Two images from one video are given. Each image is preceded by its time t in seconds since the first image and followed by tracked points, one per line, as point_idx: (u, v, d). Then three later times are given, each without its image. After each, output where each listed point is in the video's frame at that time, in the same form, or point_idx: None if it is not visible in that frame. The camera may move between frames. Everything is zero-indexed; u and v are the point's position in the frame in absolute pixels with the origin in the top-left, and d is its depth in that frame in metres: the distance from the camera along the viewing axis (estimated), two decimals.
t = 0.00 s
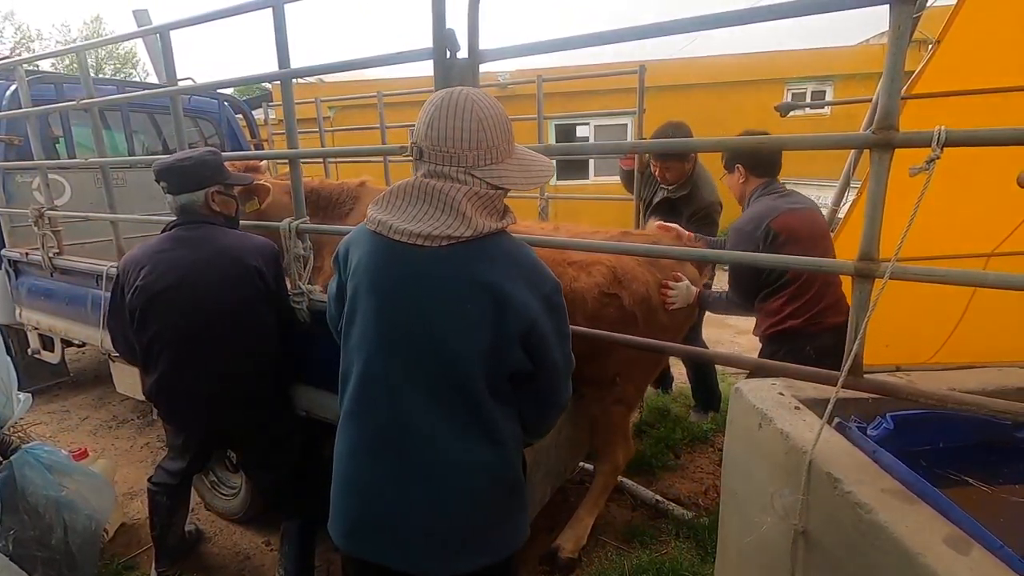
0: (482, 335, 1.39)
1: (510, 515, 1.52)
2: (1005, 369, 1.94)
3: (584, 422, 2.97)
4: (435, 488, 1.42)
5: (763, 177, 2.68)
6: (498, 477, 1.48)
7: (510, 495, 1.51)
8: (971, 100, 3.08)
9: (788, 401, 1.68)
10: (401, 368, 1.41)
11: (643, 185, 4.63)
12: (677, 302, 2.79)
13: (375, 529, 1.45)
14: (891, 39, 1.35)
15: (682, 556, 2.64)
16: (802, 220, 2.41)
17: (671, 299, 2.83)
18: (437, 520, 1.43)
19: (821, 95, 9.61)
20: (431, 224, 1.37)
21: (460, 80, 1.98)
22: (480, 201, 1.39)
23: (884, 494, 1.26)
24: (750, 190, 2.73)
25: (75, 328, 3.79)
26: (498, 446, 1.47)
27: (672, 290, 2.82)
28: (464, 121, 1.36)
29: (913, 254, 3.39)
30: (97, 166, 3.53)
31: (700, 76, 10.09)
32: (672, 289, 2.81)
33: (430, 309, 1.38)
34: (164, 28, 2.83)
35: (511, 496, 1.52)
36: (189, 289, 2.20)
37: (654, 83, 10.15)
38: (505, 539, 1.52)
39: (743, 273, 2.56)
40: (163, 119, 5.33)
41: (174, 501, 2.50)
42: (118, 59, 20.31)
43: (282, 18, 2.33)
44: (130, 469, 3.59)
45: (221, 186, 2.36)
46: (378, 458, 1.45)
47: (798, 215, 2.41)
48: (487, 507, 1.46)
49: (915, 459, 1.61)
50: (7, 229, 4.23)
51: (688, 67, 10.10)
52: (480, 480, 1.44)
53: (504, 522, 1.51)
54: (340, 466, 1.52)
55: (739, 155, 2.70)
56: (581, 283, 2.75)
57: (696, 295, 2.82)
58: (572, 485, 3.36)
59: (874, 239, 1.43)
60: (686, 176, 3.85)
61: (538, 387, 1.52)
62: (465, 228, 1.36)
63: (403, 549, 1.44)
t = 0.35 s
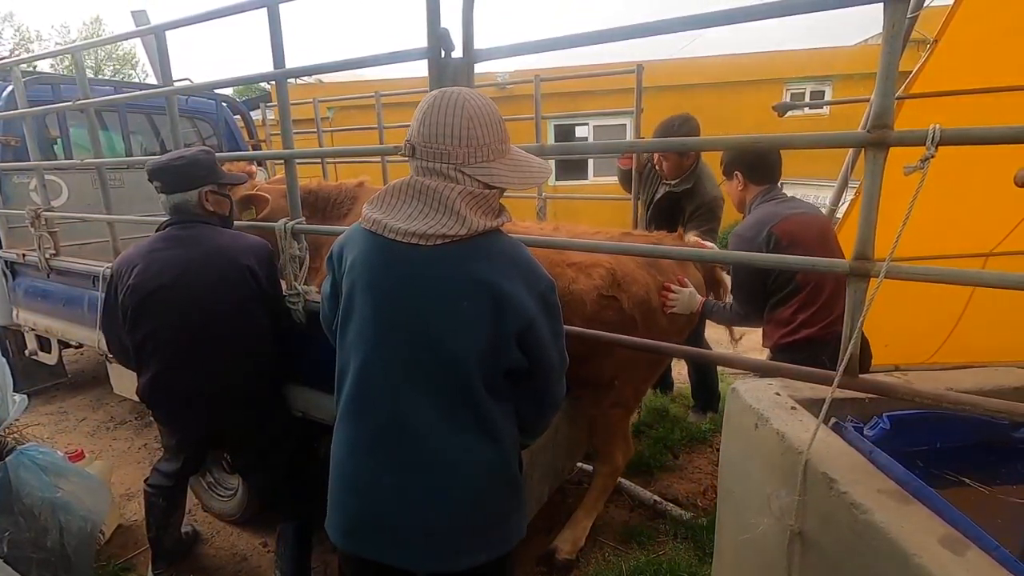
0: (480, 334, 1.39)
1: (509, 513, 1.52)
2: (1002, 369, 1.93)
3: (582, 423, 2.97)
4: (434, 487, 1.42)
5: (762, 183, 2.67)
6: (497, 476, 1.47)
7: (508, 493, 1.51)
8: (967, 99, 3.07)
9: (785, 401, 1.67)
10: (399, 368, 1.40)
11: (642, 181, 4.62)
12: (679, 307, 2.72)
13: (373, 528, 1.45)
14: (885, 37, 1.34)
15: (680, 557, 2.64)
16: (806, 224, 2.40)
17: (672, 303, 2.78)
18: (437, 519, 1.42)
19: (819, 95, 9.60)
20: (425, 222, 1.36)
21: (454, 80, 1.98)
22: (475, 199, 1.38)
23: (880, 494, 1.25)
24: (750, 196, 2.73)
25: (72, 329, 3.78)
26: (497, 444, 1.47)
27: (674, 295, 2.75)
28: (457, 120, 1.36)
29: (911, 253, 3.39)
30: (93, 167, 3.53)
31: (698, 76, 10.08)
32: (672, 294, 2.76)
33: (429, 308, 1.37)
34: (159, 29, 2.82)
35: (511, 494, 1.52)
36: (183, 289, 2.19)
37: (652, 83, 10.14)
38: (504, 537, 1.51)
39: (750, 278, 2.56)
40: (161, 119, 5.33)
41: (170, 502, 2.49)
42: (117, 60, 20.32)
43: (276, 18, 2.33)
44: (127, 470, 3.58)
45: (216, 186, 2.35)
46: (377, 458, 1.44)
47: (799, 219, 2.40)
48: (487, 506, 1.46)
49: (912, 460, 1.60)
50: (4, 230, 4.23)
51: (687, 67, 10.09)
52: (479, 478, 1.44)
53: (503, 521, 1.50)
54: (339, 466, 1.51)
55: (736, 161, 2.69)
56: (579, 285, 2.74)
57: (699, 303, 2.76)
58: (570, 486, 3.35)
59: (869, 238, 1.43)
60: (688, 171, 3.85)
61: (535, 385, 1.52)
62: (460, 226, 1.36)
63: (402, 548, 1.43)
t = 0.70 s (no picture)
0: (479, 334, 1.39)
1: (508, 512, 1.52)
2: (1002, 369, 1.93)
3: (581, 424, 2.97)
4: (434, 488, 1.41)
5: (734, 189, 2.68)
6: (497, 476, 1.47)
7: (508, 493, 1.51)
8: (966, 100, 3.08)
9: (784, 402, 1.67)
10: (397, 369, 1.40)
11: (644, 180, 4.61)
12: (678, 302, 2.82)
13: (373, 529, 1.44)
14: (884, 37, 1.34)
15: (679, 558, 2.64)
16: (781, 228, 2.42)
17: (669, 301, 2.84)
18: (438, 520, 1.42)
19: (818, 95, 9.61)
20: (423, 222, 1.36)
21: (452, 79, 1.98)
22: (472, 199, 1.38)
23: (879, 495, 1.25)
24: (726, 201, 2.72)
25: (71, 330, 3.78)
26: (496, 444, 1.47)
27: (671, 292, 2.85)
28: (452, 120, 1.36)
29: (910, 253, 3.39)
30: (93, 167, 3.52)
31: (697, 77, 10.09)
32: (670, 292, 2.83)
33: (427, 308, 1.37)
34: (158, 30, 2.82)
35: (510, 494, 1.52)
36: (179, 293, 2.18)
37: (651, 84, 10.14)
38: (503, 537, 1.51)
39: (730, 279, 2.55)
40: (160, 120, 5.33)
41: (168, 504, 2.49)
42: (117, 61, 20.33)
43: (274, 19, 2.33)
44: (126, 471, 3.58)
45: (208, 194, 2.39)
46: (376, 460, 1.44)
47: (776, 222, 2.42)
48: (486, 506, 1.46)
49: (911, 461, 1.60)
50: (3, 231, 4.23)
51: (686, 68, 10.09)
52: (478, 478, 1.44)
53: (503, 520, 1.50)
54: (337, 468, 1.51)
55: (709, 170, 2.69)
56: (583, 286, 2.74)
57: (695, 298, 2.87)
58: (569, 487, 3.35)
59: (868, 239, 1.43)
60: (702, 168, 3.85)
61: (533, 384, 1.52)
62: (458, 225, 1.35)
63: (402, 549, 1.42)
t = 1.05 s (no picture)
0: (480, 330, 1.39)
1: (511, 508, 1.52)
2: (1003, 368, 1.93)
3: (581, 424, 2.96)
4: (438, 485, 1.41)
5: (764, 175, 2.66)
6: (500, 472, 1.47)
7: (511, 489, 1.51)
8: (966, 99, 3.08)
9: (784, 402, 1.66)
10: (399, 367, 1.40)
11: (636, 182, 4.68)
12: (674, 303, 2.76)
13: (378, 528, 1.44)
14: (884, 36, 1.33)
15: (679, 558, 2.63)
16: (809, 218, 2.41)
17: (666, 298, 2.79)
18: (442, 517, 1.42)
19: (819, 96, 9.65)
20: (424, 221, 1.36)
21: (452, 79, 1.98)
22: (469, 194, 1.39)
23: (879, 494, 1.25)
24: (752, 187, 2.70)
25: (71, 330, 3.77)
26: (499, 440, 1.47)
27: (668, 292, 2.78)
28: (442, 118, 1.35)
29: (911, 252, 3.39)
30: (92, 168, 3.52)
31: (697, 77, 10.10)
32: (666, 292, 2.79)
33: (430, 306, 1.37)
34: (158, 30, 2.82)
35: (513, 489, 1.52)
36: (178, 294, 2.18)
37: (652, 84, 10.15)
38: (507, 533, 1.51)
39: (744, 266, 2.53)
40: (160, 120, 5.33)
41: (168, 505, 2.49)
42: (117, 62, 20.36)
43: (274, 19, 2.32)
44: (126, 472, 3.58)
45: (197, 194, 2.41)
46: (379, 458, 1.43)
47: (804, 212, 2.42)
48: (490, 502, 1.46)
49: (912, 460, 1.60)
50: (3, 232, 4.23)
51: (686, 68, 10.10)
52: (482, 474, 1.44)
53: (506, 516, 1.50)
54: (340, 467, 1.50)
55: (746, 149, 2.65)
56: (576, 284, 2.74)
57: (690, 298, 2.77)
58: (570, 487, 3.34)
59: (868, 238, 1.42)
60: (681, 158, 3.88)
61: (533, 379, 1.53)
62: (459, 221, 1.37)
63: (407, 547, 1.42)
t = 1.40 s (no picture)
0: (477, 329, 1.39)
1: (510, 504, 1.52)
2: (1002, 369, 1.93)
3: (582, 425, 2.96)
4: (438, 484, 1.41)
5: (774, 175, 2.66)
6: (499, 470, 1.47)
7: (509, 485, 1.51)
8: (967, 99, 3.08)
9: (785, 402, 1.66)
10: (396, 367, 1.40)
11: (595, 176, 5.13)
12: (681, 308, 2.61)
13: (378, 526, 1.44)
14: (885, 37, 1.34)
15: (680, 558, 2.64)
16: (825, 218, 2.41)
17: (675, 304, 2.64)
18: (442, 516, 1.42)
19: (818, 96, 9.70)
20: (416, 224, 1.36)
21: (453, 80, 1.98)
22: (462, 197, 1.38)
23: (880, 495, 1.25)
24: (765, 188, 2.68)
25: (71, 332, 3.77)
26: (497, 438, 1.47)
27: (674, 296, 2.65)
28: (433, 119, 1.34)
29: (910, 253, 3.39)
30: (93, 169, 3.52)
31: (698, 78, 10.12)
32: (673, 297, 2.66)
33: (427, 306, 1.37)
34: (159, 31, 2.83)
35: (511, 486, 1.52)
36: (176, 296, 2.18)
37: (652, 84, 10.16)
38: (507, 529, 1.52)
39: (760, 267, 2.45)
40: (161, 121, 5.33)
41: (168, 506, 2.49)
42: (117, 63, 20.37)
43: (275, 20, 2.33)
44: (127, 473, 3.58)
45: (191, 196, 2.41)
46: (378, 459, 1.43)
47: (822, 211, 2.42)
48: (490, 499, 1.46)
49: (913, 460, 1.60)
50: (4, 233, 4.23)
51: (686, 68, 10.12)
52: (481, 471, 1.44)
53: (506, 513, 1.51)
54: (339, 467, 1.50)
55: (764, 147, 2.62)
56: (584, 288, 2.73)
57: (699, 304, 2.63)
58: (570, 488, 3.35)
59: (869, 238, 1.42)
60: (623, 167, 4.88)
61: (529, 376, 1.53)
62: (452, 224, 1.36)
63: (408, 545, 1.42)
